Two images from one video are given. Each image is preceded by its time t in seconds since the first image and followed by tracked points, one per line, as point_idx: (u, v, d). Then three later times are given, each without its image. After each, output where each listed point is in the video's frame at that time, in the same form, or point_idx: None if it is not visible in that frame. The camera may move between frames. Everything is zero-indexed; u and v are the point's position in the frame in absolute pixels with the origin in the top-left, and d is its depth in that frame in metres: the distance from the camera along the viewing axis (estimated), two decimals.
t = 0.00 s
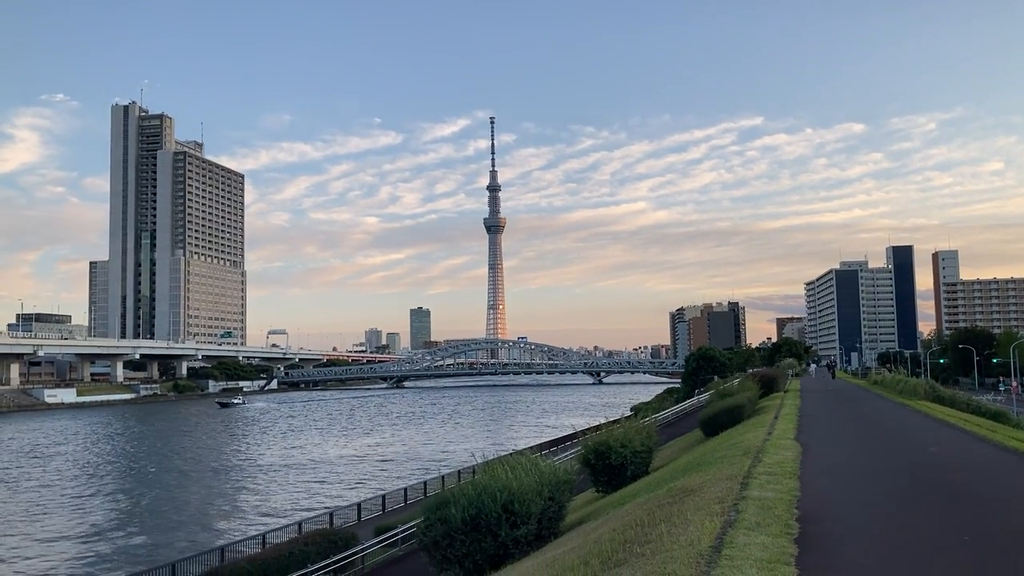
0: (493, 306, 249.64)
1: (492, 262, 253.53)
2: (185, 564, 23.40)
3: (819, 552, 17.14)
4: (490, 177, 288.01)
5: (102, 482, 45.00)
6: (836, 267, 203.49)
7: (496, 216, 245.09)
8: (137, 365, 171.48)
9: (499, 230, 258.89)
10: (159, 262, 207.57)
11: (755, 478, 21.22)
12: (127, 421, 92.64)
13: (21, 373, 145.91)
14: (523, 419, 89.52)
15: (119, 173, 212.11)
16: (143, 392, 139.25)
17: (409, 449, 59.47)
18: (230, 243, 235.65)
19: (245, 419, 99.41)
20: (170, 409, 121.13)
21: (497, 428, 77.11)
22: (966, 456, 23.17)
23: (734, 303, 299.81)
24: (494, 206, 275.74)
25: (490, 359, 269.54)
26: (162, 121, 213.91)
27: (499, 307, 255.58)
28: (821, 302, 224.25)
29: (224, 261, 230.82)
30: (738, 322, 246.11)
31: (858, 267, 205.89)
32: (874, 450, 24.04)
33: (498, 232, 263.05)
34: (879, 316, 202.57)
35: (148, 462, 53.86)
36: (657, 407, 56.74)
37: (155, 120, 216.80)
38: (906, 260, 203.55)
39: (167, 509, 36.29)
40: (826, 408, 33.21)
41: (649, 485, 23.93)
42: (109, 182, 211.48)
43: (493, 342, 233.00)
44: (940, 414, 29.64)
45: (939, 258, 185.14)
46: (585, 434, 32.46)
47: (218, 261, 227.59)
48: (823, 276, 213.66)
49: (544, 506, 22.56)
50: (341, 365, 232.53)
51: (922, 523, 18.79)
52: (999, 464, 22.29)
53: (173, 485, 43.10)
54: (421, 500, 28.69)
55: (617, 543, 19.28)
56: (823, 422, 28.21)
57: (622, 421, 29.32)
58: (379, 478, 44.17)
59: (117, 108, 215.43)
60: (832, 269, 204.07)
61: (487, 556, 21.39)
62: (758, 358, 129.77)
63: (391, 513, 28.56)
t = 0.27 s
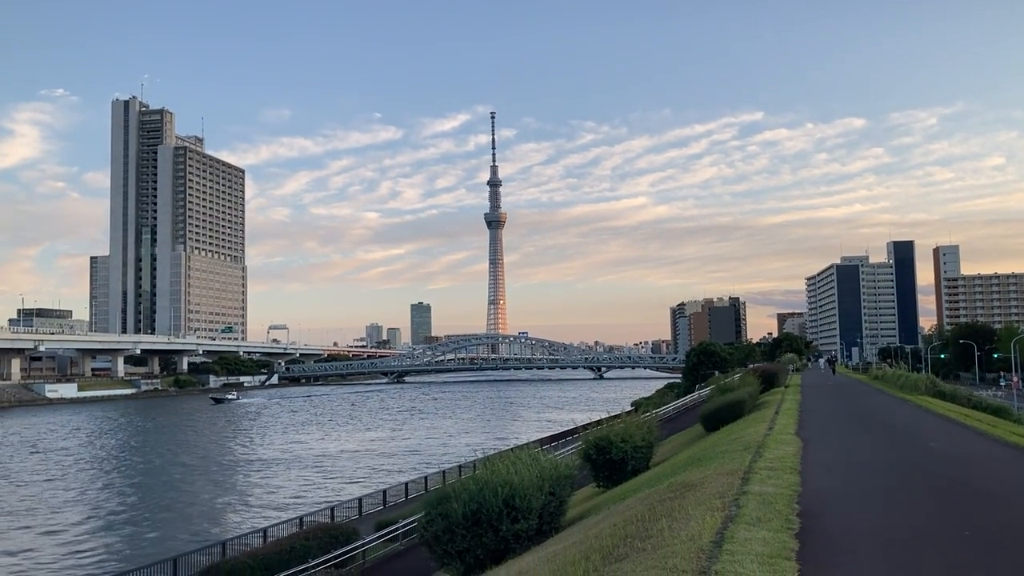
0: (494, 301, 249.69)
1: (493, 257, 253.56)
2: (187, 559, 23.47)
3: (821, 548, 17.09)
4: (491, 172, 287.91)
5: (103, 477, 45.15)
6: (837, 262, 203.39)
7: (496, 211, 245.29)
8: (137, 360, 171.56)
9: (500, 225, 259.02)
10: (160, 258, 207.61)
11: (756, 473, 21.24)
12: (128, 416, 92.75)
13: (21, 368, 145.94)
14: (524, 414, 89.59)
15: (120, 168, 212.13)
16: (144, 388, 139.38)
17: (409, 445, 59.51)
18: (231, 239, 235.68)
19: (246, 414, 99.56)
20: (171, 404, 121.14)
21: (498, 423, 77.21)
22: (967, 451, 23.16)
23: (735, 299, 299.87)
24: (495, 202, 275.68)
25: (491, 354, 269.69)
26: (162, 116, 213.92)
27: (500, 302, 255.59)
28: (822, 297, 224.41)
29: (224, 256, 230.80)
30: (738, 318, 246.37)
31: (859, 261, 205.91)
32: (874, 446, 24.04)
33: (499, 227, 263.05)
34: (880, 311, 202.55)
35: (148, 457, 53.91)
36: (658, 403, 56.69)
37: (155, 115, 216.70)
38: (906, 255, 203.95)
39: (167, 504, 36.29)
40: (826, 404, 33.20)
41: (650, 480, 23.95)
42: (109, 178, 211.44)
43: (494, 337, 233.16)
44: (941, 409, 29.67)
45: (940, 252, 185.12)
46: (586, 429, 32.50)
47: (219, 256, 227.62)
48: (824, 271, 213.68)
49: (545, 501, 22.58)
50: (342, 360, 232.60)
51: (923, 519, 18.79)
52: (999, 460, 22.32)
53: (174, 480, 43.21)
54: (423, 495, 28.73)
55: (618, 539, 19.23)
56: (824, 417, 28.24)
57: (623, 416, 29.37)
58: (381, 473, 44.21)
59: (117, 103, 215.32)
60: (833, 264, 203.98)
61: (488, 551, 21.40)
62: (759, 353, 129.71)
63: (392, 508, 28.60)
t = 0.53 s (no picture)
0: (495, 297, 249.93)
1: (494, 252, 253.70)
2: (189, 554, 23.52)
3: (822, 544, 17.10)
4: (493, 168, 287.96)
5: (105, 472, 45.25)
6: (839, 258, 203.58)
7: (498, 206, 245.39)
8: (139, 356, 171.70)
9: (501, 220, 259.23)
10: (162, 253, 207.69)
11: (757, 469, 21.26)
12: (131, 412, 92.91)
13: (24, 364, 146.11)
14: (526, 409, 89.62)
15: (121, 164, 212.11)
16: (146, 383, 139.56)
17: (411, 440, 59.57)
18: (233, 234, 235.79)
19: (248, 409, 99.72)
20: (173, 400, 121.28)
21: (500, 418, 77.31)
22: (968, 446, 23.20)
23: (737, 295, 300.00)
24: (497, 197, 275.77)
25: (493, 350, 270.04)
26: (164, 112, 213.91)
27: (502, 298, 255.79)
28: (823, 293, 224.57)
29: (226, 252, 230.90)
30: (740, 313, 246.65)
31: (861, 257, 206.04)
32: (875, 441, 24.07)
33: (500, 223, 263.18)
34: (882, 306, 202.73)
35: (150, 452, 53.98)
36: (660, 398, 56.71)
37: (157, 111, 216.57)
38: (908, 252, 204.35)
39: (169, 499, 36.33)
40: (827, 399, 33.21)
41: (651, 476, 23.96)
42: (111, 174, 211.41)
43: (495, 332, 233.42)
44: (941, 404, 29.70)
45: (942, 248, 185.29)
46: (587, 424, 32.50)
47: (221, 252, 227.72)
48: (826, 266, 213.91)
49: (547, 496, 22.59)
50: (344, 355, 232.83)
51: (924, 514, 18.83)
52: (1001, 455, 22.35)
53: (176, 475, 43.29)
54: (425, 490, 28.77)
55: (620, 535, 19.23)
56: (824, 412, 28.28)
57: (625, 411, 29.40)
58: (383, 468, 44.28)
59: (119, 99, 215.25)
60: (835, 259, 204.15)
61: (489, 546, 21.43)
62: (761, 349, 129.85)
63: (394, 503, 28.63)
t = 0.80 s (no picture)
0: (499, 293, 249.93)
1: (498, 248, 253.53)
2: (195, 548, 23.60)
3: (827, 539, 17.09)
4: (497, 164, 287.68)
5: (111, 468, 45.44)
6: (843, 254, 203.00)
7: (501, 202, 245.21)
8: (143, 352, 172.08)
9: (505, 216, 259.00)
10: (166, 249, 207.91)
11: (761, 465, 21.27)
12: (136, 407, 93.12)
13: (28, 360, 146.51)
14: (530, 405, 89.65)
15: (126, 160, 212.24)
16: (150, 379, 139.85)
17: (414, 436, 59.62)
18: (237, 230, 235.98)
19: (253, 405, 99.93)
20: (178, 395, 121.50)
21: (504, 414, 77.40)
22: (973, 443, 23.17)
23: (741, 290, 299.15)
24: (500, 193, 275.52)
25: (496, 346, 270.27)
26: (168, 108, 213.95)
27: (505, 294, 255.74)
28: (828, 289, 224.25)
29: (230, 248, 231.09)
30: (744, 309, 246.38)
31: (865, 253, 205.51)
32: (879, 438, 24.04)
33: (504, 219, 262.91)
34: (886, 303, 202.29)
35: (154, 448, 54.14)
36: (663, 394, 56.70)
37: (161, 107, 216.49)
38: (913, 248, 203.71)
39: (174, 495, 36.40)
40: (832, 395, 33.15)
41: (655, 472, 23.97)
42: (115, 170, 211.53)
43: (499, 328, 233.41)
44: (946, 401, 29.64)
45: (947, 245, 184.64)
46: (591, 420, 32.48)
47: (225, 248, 227.91)
48: (830, 262, 213.41)
49: (550, 492, 22.60)
50: (348, 351, 233.01)
51: (929, 511, 18.79)
52: (1005, 451, 22.31)
53: (181, 471, 43.44)
54: (429, 486, 28.80)
55: (623, 531, 19.23)
56: (828, 408, 28.25)
57: (628, 408, 29.41)
58: (386, 464, 44.34)
59: (123, 95, 215.32)
60: (839, 256, 203.62)
61: (493, 542, 21.45)
62: (765, 345, 129.70)
63: (399, 499, 28.71)
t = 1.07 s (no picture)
0: (505, 290, 250.05)
1: (504, 246, 253.56)
2: (201, 545, 23.68)
3: (833, 537, 17.07)
4: (503, 161, 287.70)
5: (119, 464, 45.68)
6: (850, 251, 202.58)
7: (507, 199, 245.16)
8: (151, 348, 172.63)
9: (511, 213, 259.12)
10: (173, 246, 208.37)
11: (767, 462, 21.26)
12: (144, 404, 93.39)
13: (36, 356, 147.08)
14: (537, 402, 89.64)
15: (133, 157, 212.79)
16: (158, 376, 140.29)
17: (420, 432, 59.73)
18: (244, 228, 236.47)
19: (260, 402, 100.13)
20: (185, 392, 121.85)
21: (510, 411, 77.47)
22: (980, 440, 23.09)
23: (747, 287, 298.76)
24: (506, 191, 275.52)
25: (503, 343, 270.40)
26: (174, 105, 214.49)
27: (511, 291, 255.86)
28: (834, 286, 223.81)
29: (237, 245, 231.56)
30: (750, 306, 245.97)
31: (872, 250, 205.08)
32: (886, 435, 23.99)
33: (510, 216, 262.95)
34: (893, 300, 201.88)
35: (161, 444, 54.33)
36: (669, 391, 56.64)
37: (168, 104, 216.97)
38: (920, 245, 203.07)
39: (181, 491, 36.59)
40: (839, 392, 33.07)
41: (661, 468, 23.98)
42: (123, 167, 212.08)
43: (505, 326, 233.51)
44: (953, 398, 29.55)
45: (954, 242, 184.15)
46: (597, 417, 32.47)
47: (232, 245, 228.43)
48: (837, 260, 212.97)
49: (556, 489, 22.62)
50: (354, 348, 233.35)
51: (935, 508, 18.75)
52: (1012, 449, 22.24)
53: (188, 467, 43.58)
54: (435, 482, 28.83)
55: (629, 528, 19.22)
56: (835, 405, 28.19)
57: (634, 405, 29.41)
58: (392, 461, 44.43)
59: (130, 92, 215.91)
60: (846, 253, 203.24)
61: (500, 538, 21.49)
62: (772, 342, 129.56)
63: (405, 495, 28.77)
